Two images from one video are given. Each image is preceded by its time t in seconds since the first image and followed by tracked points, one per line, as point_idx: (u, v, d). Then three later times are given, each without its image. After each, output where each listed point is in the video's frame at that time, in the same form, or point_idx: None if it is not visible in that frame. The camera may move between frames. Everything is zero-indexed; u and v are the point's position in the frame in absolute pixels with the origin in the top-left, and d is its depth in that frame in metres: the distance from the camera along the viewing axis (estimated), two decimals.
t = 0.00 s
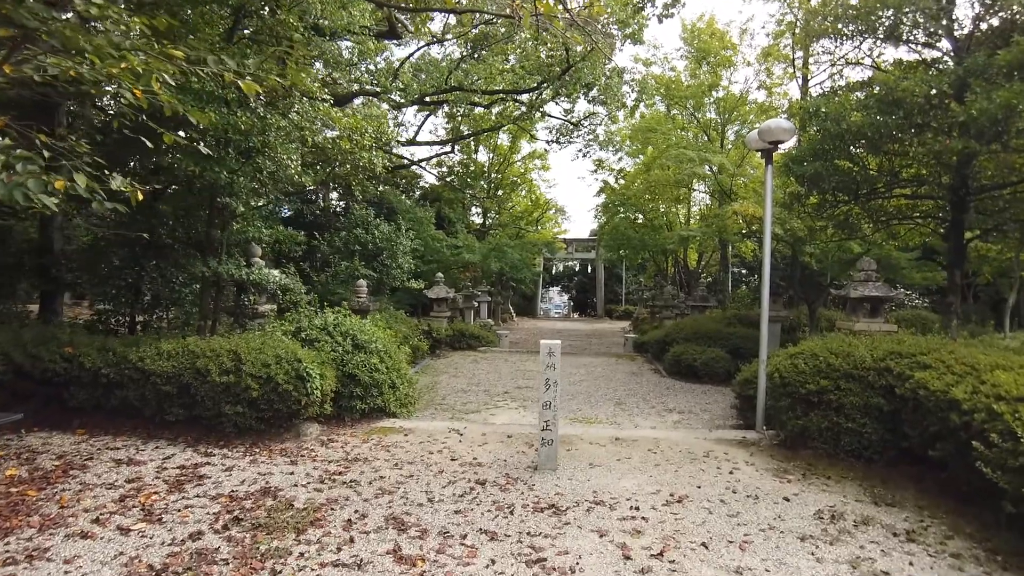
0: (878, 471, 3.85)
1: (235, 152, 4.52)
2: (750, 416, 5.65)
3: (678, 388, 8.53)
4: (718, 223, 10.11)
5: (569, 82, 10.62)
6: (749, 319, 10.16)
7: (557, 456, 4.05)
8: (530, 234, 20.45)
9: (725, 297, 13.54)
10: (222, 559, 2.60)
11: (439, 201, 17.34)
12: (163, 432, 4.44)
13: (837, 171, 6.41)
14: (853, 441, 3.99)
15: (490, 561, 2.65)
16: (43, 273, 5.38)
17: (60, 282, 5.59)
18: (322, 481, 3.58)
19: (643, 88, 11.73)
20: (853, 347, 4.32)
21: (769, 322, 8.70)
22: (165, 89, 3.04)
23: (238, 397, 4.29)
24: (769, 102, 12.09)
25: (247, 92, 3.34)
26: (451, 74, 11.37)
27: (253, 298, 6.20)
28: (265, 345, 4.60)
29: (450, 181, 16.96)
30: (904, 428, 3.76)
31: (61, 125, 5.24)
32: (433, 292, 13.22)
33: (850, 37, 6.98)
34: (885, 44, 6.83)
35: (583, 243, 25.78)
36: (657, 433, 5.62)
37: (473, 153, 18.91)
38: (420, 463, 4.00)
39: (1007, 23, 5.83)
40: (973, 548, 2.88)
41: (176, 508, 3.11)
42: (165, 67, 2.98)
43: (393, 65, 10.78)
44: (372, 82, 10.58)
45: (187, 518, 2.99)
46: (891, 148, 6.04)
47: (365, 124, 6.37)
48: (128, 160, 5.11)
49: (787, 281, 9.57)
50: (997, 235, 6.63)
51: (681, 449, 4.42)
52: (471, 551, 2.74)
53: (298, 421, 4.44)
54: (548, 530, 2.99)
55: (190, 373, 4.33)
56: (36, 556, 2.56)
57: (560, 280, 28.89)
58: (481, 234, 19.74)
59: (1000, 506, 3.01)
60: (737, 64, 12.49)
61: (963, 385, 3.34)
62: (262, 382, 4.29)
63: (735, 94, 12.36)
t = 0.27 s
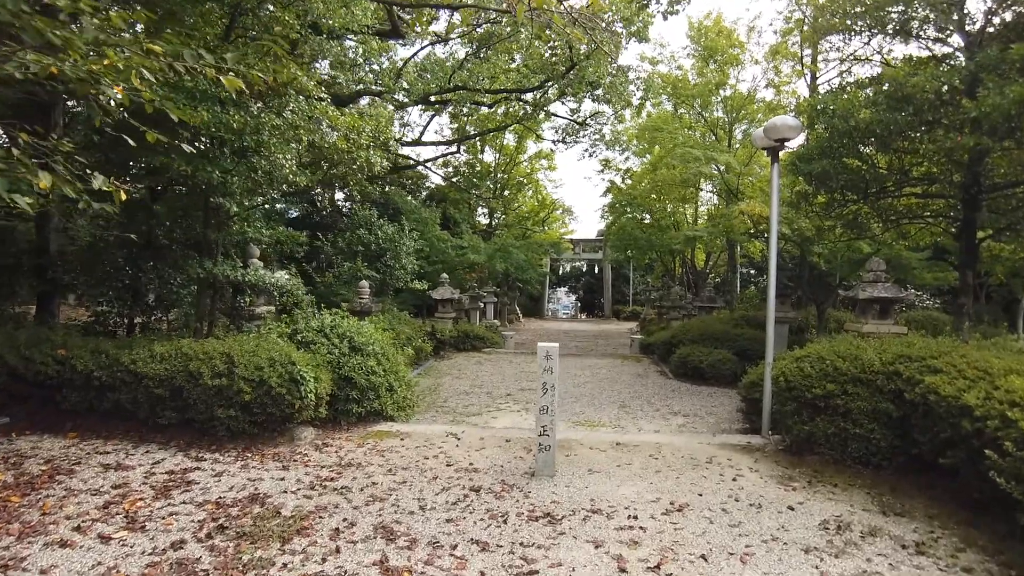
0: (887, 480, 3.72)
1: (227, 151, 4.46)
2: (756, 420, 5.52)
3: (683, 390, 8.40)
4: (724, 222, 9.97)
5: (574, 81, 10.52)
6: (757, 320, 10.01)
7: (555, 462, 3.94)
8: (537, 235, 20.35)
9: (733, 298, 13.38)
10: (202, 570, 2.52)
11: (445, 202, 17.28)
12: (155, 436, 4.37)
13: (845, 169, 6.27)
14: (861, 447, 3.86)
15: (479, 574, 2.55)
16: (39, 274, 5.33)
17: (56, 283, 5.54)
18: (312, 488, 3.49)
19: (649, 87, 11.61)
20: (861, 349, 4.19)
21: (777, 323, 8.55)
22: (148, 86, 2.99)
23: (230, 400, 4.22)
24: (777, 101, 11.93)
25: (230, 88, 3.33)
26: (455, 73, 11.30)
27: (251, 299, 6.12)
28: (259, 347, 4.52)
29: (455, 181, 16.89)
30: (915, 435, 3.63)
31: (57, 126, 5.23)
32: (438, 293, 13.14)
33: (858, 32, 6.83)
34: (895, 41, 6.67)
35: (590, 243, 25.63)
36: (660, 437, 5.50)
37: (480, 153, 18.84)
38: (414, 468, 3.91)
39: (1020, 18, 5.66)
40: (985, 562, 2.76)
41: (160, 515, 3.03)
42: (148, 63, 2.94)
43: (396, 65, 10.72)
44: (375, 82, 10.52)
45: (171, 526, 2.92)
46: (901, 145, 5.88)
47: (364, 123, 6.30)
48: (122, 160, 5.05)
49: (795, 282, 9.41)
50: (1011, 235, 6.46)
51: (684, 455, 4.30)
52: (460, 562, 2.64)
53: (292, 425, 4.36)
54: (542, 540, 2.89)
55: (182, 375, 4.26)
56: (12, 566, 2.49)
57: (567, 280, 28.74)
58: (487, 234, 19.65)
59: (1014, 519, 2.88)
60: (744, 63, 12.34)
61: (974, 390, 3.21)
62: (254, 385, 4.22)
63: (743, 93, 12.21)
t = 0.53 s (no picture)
0: (895, 491, 3.57)
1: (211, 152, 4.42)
2: (760, 426, 5.37)
3: (688, 394, 8.25)
4: (730, 224, 9.81)
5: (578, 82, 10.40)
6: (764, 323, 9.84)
7: (549, 471, 3.82)
8: (543, 237, 20.23)
9: (740, 300, 13.20)
10: None
11: (451, 204, 17.18)
12: (143, 442, 4.28)
13: (853, 168, 6.11)
14: (868, 456, 3.72)
15: None
16: (31, 277, 5.27)
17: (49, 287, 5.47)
18: (297, 497, 3.39)
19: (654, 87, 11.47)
20: (867, 354, 4.04)
21: (784, 326, 8.38)
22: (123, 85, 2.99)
23: (219, 406, 4.13)
24: (785, 100, 11.76)
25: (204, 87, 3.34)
26: (458, 73, 11.20)
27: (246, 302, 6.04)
28: (249, 352, 4.43)
29: (460, 183, 16.79)
30: (923, 444, 3.48)
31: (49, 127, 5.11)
32: (442, 296, 13.05)
33: (865, 29, 6.68)
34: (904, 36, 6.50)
35: (597, 245, 25.47)
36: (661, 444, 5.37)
37: (485, 155, 18.73)
38: (405, 477, 3.80)
39: None
40: None
41: (137, 526, 2.94)
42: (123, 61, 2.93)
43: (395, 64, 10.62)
44: (377, 83, 10.44)
45: (147, 538, 2.82)
46: (909, 143, 5.73)
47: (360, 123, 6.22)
48: (112, 161, 4.97)
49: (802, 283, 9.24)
50: None
51: (683, 463, 4.17)
52: None
53: (282, 431, 4.27)
54: (530, 554, 2.77)
55: (170, 381, 4.18)
56: None
57: (574, 283, 28.58)
58: (493, 236, 19.53)
59: None
60: (751, 62, 12.18)
61: (985, 398, 3.07)
62: (243, 391, 4.13)
63: (749, 93, 12.05)
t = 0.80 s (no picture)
0: (903, 508, 3.43)
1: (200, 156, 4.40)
2: (766, 436, 5.23)
3: (695, 401, 8.10)
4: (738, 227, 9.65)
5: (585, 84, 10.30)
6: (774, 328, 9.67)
7: (545, 484, 3.71)
8: (552, 240, 20.11)
9: (751, 305, 13.01)
10: None
11: (459, 208, 17.11)
12: (134, 452, 4.22)
13: (862, 171, 5.96)
14: (875, 470, 3.58)
15: None
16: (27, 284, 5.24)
17: (46, 294, 5.43)
18: (283, 511, 3.31)
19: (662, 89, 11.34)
20: (875, 364, 3.90)
21: (793, 332, 8.21)
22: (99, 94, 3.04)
23: (209, 416, 4.06)
24: (796, 102, 11.58)
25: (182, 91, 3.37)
26: (463, 77, 11.14)
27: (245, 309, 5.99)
28: (242, 360, 4.37)
29: (468, 187, 16.71)
30: (932, 460, 3.34)
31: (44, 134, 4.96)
32: (449, 300, 12.98)
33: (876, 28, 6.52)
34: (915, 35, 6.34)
35: (607, 249, 25.29)
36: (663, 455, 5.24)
37: (494, 158, 18.66)
38: (395, 490, 3.71)
39: None
40: None
41: (117, 541, 2.87)
42: (100, 69, 3.02)
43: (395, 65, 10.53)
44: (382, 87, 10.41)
45: (125, 553, 2.75)
46: (919, 145, 5.57)
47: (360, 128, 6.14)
48: (108, 167, 4.93)
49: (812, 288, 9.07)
50: None
51: (684, 476, 4.05)
52: None
53: (274, 441, 4.20)
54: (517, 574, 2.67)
55: (161, 390, 4.11)
56: None
57: (585, 286, 28.40)
58: (502, 240, 19.44)
59: None
60: (761, 63, 12.01)
61: (996, 412, 2.93)
62: (234, 401, 4.06)
63: (759, 95, 11.88)
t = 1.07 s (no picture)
0: (922, 524, 3.28)
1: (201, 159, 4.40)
2: (781, 446, 5.08)
3: (710, 408, 7.94)
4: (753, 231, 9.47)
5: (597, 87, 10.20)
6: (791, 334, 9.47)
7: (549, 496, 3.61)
8: (567, 245, 19.99)
9: (768, 310, 12.78)
10: None
11: (473, 213, 17.06)
12: (136, 458, 4.19)
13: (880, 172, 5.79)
14: (893, 484, 3.43)
15: None
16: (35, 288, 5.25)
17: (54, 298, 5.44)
18: (280, 521, 3.24)
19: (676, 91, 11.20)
20: (892, 372, 3.75)
21: (811, 338, 8.02)
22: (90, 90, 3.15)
23: (210, 423, 4.02)
24: (813, 103, 11.38)
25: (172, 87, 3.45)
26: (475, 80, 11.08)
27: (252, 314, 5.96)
28: (244, 366, 4.32)
29: (482, 191, 16.65)
30: (952, 474, 3.19)
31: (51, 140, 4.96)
32: (462, 305, 12.91)
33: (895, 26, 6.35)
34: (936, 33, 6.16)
35: (623, 253, 25.09)
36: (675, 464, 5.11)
37: (508, 162, 18.59)
38: (396, 499, 3.63)
39: None
40: None
41: (108, 551, 2.82)
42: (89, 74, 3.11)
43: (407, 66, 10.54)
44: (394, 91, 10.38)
45: (116, 564, 2.70)
46: (939, 146, 5.40)
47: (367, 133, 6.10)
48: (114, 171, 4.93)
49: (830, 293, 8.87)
50: None
51: (694, 487, 3.92)
52: None
53: (276, 448, 4.14)
54: None
55: (163, 396, 4.08)
56: None
57: (601, 290, 28.20)
58: (516, 244, 19.35)
59: None
60: (778, 65, 11.83)
61: (1020, 425, 2.78)
62: (235, 408, 4.01)
63: (776, 96, 11.69)
